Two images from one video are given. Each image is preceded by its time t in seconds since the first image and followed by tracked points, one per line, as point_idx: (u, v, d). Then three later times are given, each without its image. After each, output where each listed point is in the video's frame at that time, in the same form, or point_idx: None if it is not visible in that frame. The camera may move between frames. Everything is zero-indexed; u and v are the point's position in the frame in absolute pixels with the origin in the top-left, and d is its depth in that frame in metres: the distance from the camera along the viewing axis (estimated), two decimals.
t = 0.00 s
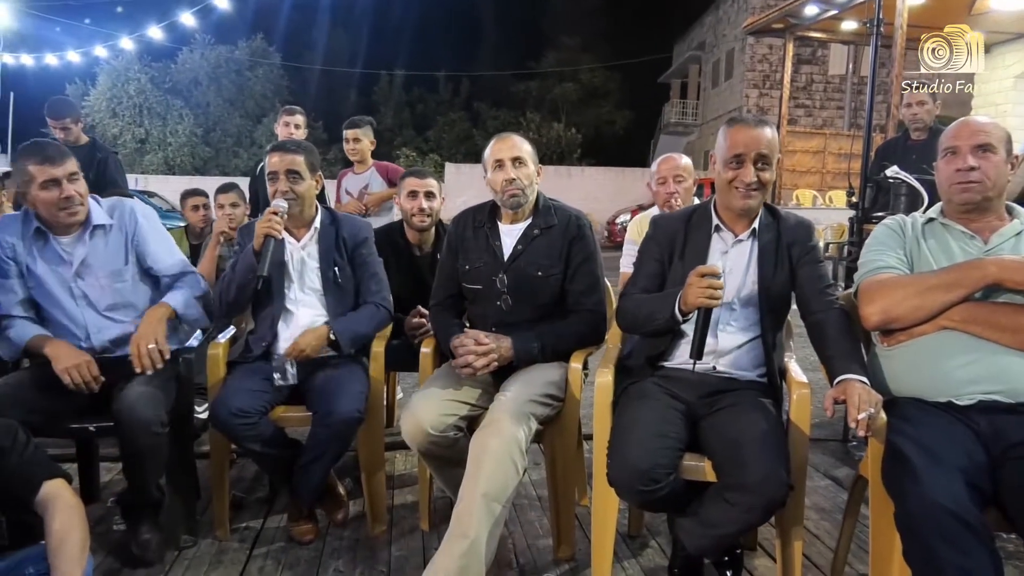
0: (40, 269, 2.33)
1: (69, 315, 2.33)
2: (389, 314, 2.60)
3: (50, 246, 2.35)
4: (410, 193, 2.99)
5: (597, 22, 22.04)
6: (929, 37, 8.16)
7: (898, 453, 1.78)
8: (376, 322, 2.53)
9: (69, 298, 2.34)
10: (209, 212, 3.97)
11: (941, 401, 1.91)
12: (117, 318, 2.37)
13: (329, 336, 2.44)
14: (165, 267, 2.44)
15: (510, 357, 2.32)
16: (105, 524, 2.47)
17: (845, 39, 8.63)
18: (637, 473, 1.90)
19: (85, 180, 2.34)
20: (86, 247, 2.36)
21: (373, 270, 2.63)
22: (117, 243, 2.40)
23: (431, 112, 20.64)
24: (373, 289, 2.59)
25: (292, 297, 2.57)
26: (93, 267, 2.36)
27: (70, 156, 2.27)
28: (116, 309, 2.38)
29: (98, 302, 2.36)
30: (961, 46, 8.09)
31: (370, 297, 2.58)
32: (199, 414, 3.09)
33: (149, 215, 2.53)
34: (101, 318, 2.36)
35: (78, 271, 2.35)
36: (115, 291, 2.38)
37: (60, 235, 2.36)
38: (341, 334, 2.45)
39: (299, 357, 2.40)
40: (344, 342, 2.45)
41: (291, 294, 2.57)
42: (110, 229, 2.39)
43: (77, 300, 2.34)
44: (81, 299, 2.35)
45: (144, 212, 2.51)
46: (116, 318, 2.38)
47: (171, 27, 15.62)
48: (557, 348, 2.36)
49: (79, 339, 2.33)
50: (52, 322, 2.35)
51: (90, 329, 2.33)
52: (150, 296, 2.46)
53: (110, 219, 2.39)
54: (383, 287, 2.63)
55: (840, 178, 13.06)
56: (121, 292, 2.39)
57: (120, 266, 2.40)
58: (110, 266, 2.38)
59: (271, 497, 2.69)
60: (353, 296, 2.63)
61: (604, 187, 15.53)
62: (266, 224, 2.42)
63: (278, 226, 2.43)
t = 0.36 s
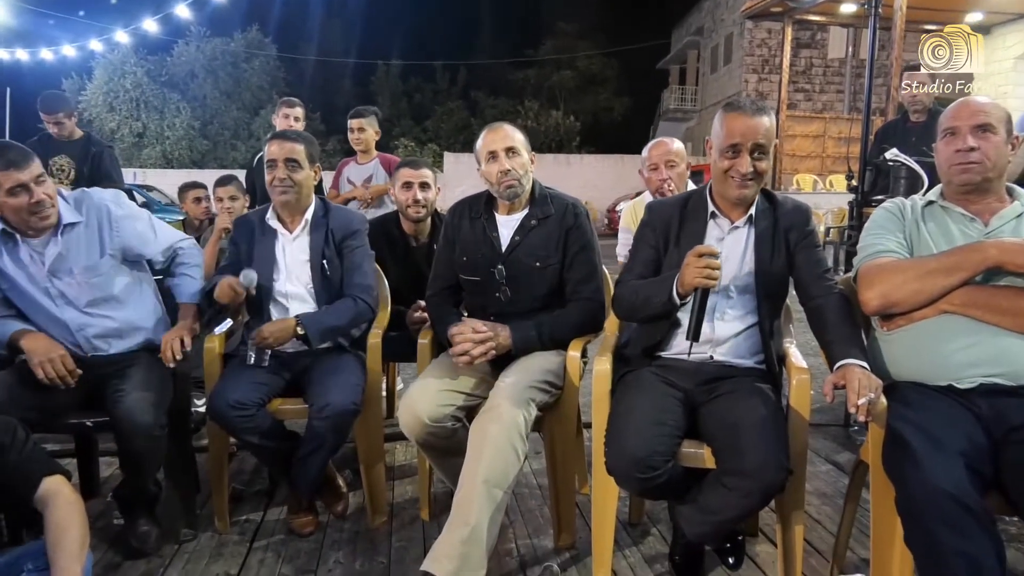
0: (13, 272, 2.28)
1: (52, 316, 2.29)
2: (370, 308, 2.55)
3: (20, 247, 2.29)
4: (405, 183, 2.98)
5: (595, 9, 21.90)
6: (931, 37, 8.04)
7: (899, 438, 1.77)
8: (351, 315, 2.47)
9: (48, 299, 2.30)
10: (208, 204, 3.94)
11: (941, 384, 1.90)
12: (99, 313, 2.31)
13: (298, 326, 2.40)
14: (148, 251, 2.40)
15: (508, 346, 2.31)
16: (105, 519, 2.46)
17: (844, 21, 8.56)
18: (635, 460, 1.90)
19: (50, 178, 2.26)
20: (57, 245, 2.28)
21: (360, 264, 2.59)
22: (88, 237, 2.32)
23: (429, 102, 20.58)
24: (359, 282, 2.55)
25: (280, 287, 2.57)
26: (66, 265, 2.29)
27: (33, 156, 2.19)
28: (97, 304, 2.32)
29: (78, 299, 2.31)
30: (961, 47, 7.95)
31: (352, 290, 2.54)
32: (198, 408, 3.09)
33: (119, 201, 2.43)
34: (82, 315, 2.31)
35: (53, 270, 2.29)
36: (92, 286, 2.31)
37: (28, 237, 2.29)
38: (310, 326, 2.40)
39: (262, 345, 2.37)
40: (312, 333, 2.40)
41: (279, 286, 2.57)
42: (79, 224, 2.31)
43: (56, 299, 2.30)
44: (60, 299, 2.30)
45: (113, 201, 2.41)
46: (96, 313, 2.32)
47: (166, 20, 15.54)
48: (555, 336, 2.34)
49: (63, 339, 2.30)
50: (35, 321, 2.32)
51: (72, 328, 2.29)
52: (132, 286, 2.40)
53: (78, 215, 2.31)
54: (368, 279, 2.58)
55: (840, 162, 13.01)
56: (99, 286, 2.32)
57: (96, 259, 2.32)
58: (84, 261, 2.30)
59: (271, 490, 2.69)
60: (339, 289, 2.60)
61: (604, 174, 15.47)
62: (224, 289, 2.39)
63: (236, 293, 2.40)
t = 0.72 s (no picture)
0: None
1: (30, 326, 2.27)
2: (361, 307, 2.54)
3: None
4: (389, 181, 2.98)
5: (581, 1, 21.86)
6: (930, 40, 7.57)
7: (884, 425, 1.77)
8: (343, 316, 2.47)
9: (25, 308, 2.27)
10: (194, 206, 3.91)
11: (926, 370, 1.90)
12: (76, 321, 2.27)
13: (287, 327, 2.39)
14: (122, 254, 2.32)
15: (494, 341, 2.31)
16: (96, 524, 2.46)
17: (830, 8, 8.54)
18: (623, 453, 1.89)
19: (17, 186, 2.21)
20: (28, 254, 2.23)
21: (348, 266, 2.58)
22: (59, 244, 2.26)
23: (417, 97, 20.53)
24: (349, 283, 2.55)
25: (263, 289, 2.56)
26: (39, 274, 2.24)
27: None
28: (73, 312, 2.28)
29: (54, 308, 2.27)
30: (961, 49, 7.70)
31: (344, 291, 2.53)
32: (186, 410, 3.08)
33: (90, 203, 2.35)
34: (60, 324, 2.28)
35: (26, 279, 2.25)
36: (67, 293, 2.26)
37: None
38: (300, 328, 2.41)
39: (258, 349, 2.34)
40: (302, 335, 2.41)
41: (261, 288, 2.56)
42: (49, 232, 2.25)
43: (33, 309, 2.27)
44: (37, 308, 2.27)
45: (83, 203, 2.33)
46: (73, 321, 2.27)
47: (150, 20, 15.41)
48: (541, 329, 2.34)
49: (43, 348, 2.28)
50: (17, 330, 2.30)
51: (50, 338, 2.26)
52: (110, 291, 2.35)
53: (47, 221, 2.25)
54: (359, 280, 2.58)
55: (829, 150, 13.04)
56: (73, 294, 2.27)
57: (68, 266, 2.26)
58: (56, 270, 2.25)
59: (262, 491, 2.68)
60: (327, 289, 2.60)
61: (594, 167, 15.45)
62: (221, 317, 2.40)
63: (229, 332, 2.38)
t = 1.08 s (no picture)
0: None
1: (32, 343, 2.29)
2: (362, 320, 2.57)
3: None
4: (388, 194, 3.00)
5: (580, 13, 22.00)
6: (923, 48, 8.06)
7: (880, 431, 1.78)
8: (344, 329, 2.50)
9: (26, 325, 2.29)
10: (194, 220, 3.92)
11: (921, 376, 1.91)
12: (76, 337, 2.29)
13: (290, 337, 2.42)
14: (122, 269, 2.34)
15: (493, 352, 2.32)
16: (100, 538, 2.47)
17: (827, 17, 8.59)
18: (623, 461, 1.90)
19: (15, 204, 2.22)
20: (27, 271, 2.25)
21: (348, 281, 2.61)
22: (58, 260, 2.28)
23: (418, 110, 20.66)
24: (349, 297, 2.57)
25: (265, 303, 2.58)
26: (39, 289, 2.26)
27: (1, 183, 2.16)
28: (74, 327, 2.30)
29: (54, 324, 2.29)
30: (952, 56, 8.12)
31: (344, 304, 2.55)
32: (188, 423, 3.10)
33: (87, 219, 2.37)
34: (61, 340, 2.30)
35: (26, 296, 2.27)
36: (67, 309, 2.28)
37: None
38: (301, 340, 2.42)
39: (259, 360, 2.35)
40: (302, 350, 2.42)
41: (262, 301, 2.58)
42: (48, 248, 2.27)
43: (34, 325, 2.29)
44: (37, 324, 2.29)
45: (79, 219, 2.36)
46: (74, 336, 2.30)
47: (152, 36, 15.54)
48: (540, 339, 2.35)
49: (44, 363, 2.30)
50: (18, 346, 2.32)
51: (52, 354, 2.29)
52: (110, 306, 2.38)
53: (45, 238, 2.27)
54: (361, 295, 2.61)
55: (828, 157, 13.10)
56: (73, 310, 2.29)
57: (68, 282, 2.28)
58: (56, 286, 2.27)
59: (264, 504, 2.69)
60: (328, 304, 2.62)
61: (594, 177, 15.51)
62: (219, 337, 2.42)
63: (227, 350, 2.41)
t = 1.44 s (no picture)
0: None
1: None
2: (339, 322, 2.56)
3: None
4: (363, 196, 2.99)
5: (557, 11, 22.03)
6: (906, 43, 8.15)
7: (850, 422, 1.80)
8: (319, 332, 2.49)
9: None
10: (168, 224, 3.88)
11: (890, 367, 1.94)
12: (37, 341, 2.27)
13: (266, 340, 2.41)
14: (84, 272, 2.30)
15: (468, 352, 2.32)
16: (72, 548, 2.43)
17: (800, 13, 8.66)
18: (599, 457, 1.91)
19: None
20: None
21: (322, 283, 2.59)
22: (19, 262, 2.27)
23: (396, 110, 20.58)
24: (322, 300, 2.55)
25: (239, 306, 2.56)
26: None
27: None
28: (35, 331, 2.28)
29: (16, 328, 2.27)
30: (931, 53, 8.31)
31: (317, 307, 2.54)
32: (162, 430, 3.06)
33: (51, 221, 2.34)
34: (23, 344, 2.28)
35: None
36: (27, 312, 2.26)
37: None
38: (276, 344, 2.41)
39: (233, 364, 2.35)
40: (276, 355, 2.41)
41: (237, 304, 2.56)
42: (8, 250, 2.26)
43: None
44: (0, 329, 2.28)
45: (42, 220, 2.33)
46: (34, 341, 2.27)
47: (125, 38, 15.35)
48: (515, 338, 2.35)
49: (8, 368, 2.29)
50: None
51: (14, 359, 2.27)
52: (75, 311, 2.34)
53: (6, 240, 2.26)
54: (336, 298, 2.59)
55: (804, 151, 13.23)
56: (32, 313, 2.26)
57: (28, 285, 2.26)
58: (16, 289, 2.25)
59: (241, 509, 2.67)
60: (303, 307, 2.60)
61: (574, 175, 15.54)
62: (190, 342, 2.39)
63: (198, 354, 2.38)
